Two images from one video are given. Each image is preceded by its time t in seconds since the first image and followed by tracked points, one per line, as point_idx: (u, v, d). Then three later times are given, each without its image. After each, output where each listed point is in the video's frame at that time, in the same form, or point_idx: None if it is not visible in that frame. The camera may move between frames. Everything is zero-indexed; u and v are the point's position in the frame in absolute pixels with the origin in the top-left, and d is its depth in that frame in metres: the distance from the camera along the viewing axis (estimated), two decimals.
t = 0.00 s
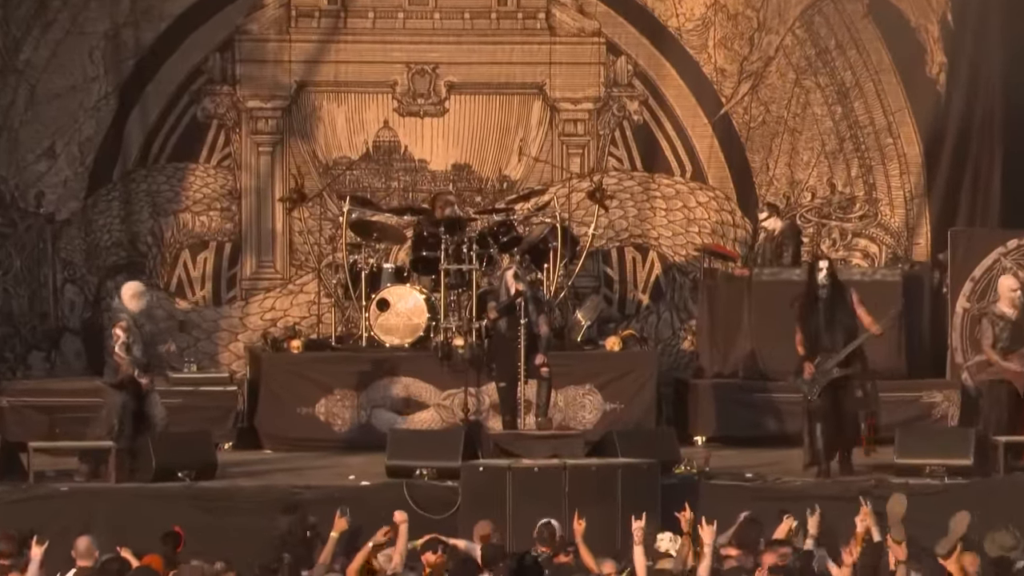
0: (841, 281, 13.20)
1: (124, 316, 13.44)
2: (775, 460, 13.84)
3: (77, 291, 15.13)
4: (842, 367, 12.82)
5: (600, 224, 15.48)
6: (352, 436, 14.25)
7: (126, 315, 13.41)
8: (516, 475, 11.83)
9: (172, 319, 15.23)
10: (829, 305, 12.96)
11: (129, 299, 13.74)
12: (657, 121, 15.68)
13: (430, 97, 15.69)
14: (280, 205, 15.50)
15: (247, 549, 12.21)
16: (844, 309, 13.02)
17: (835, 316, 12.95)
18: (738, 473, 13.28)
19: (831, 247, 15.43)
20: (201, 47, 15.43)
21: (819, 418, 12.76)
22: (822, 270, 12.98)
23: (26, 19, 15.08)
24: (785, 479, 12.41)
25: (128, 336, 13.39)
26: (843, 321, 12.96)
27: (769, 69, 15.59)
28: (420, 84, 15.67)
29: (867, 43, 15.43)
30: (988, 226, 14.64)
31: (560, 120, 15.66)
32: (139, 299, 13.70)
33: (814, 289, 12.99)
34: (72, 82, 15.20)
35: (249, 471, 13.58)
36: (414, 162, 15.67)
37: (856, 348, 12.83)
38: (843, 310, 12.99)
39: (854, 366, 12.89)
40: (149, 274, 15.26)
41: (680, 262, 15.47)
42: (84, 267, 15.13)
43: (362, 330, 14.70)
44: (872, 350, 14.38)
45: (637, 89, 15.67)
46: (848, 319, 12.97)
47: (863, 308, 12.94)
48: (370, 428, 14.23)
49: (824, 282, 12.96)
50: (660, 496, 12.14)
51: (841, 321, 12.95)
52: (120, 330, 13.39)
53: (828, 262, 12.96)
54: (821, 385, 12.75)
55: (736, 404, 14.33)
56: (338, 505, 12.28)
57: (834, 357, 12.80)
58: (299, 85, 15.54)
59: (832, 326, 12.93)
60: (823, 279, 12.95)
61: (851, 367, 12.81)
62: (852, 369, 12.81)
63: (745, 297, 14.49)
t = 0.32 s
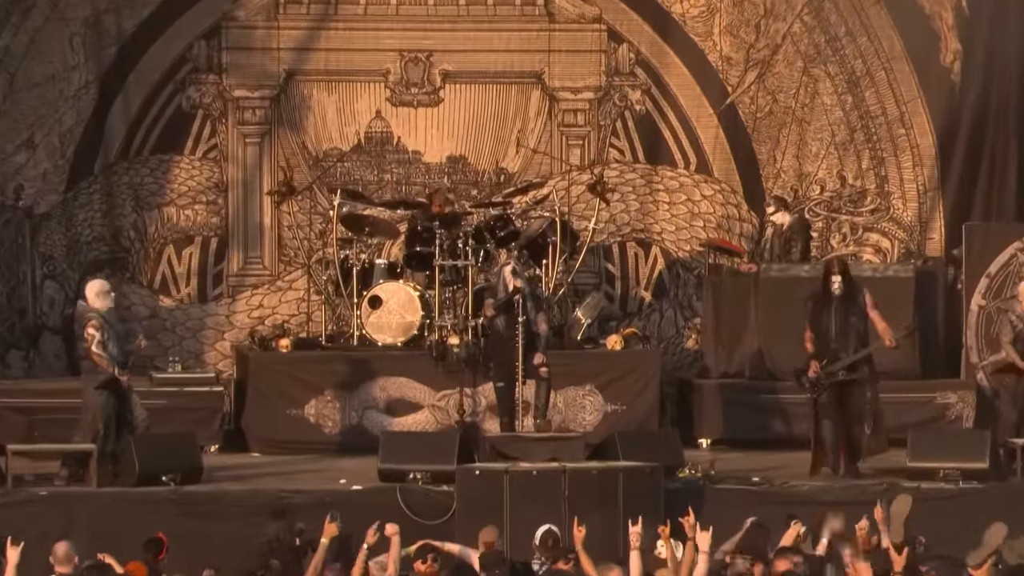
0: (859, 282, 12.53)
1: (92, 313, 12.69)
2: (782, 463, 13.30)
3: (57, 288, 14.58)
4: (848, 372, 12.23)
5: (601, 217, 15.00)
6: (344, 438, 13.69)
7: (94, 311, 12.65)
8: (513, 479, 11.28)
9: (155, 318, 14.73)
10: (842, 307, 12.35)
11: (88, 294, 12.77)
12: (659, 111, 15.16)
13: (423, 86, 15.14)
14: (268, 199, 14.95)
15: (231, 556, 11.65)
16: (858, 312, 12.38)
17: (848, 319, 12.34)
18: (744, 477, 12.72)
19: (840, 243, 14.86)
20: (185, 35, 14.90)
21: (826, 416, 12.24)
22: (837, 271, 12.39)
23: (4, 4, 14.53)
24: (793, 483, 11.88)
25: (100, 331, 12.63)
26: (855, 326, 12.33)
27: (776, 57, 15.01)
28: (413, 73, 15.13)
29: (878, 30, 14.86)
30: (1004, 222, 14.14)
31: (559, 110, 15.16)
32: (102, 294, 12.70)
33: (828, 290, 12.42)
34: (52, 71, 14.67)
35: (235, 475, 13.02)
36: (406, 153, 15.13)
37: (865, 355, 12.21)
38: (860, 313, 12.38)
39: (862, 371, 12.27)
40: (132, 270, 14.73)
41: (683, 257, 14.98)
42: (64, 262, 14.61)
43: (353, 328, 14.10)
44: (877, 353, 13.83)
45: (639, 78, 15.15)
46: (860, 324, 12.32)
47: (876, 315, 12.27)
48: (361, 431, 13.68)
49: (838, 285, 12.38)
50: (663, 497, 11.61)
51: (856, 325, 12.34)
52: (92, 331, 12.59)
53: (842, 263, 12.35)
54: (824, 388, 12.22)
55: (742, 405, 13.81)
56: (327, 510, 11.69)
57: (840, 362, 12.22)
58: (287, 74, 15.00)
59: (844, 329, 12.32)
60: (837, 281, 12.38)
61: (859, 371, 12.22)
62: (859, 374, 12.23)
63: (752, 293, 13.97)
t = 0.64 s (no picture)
0: (867, 276, 12.00)
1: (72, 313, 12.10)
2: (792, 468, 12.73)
3: (37, 285, 14.03)
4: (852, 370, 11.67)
5: (605, 212, 14.47)
6: (336, 441, 13.16)
7: (75, 312, 12.06)
8: (513, 483, 10.73)
9: (139, 316, 14.21)
10: (851, 300, 11.79)
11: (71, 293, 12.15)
12: (664, 101, 14.63)
13: (419, 75, 14.62)
14: (256, 193, 14.44)
15: (218, 566, 11.10)
16: (866, 306, 11.85)
17: (855, 313, 11.80)
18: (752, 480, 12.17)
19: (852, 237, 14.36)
20: (170, 22, 14.35)
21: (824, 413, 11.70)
22: (847, 261, 11.85)
23: None
24: (803, 488, 11.33)
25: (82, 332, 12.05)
26: (861, 322, 11.80)
27: (786, 45, 14.47)
28: (408, 61, 14.61)
29: (892, 17, 14.34)
30: None
31: (560, 100, 14.61)
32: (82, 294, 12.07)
33: (837, 280, 11.84)
34: (32, 59, 14.12)
35: (223, 479, 12.47)
36: (401, 144, 14.61)
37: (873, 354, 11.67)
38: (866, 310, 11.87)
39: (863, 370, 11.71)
40: (115, 267, 14.21)
41: (690, 253, 14.47)
42: (45, 259, 14.05)
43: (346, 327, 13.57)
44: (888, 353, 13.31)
45: (643, 66, 14.61)
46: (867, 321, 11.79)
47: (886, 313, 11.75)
48: (354, 434, 13.16)
49: (847, 275, 11.83)
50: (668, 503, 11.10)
51: (861, 321, 11.80)
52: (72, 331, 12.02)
53: (853, 253, 11.84)
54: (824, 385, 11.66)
55: (750, 407, 13.28)
56: (319, 517, 11.12)
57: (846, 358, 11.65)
58: (277, 63, 14.48)
59: (850, 324, 11.77)
60: (847, 271, 11.83)
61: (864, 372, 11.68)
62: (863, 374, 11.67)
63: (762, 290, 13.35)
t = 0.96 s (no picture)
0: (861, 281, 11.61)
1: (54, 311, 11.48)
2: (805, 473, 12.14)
3: (17, 282, 13.48)
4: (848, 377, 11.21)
5: (609, 206, 13.95)
6: (329, 445, 12.64)
7: (57, 309, 11.44)
8: (513, 488, 10.18)
9: (123, 316, 13.71)
10: (843, 305, 11.42)
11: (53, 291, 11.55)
12: (671, 91, 14.10)
13: (415, 64, 14.10)
14: (245, 186, 13.93)
15: None
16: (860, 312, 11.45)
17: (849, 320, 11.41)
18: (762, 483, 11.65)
19: (865, 233, 13.86)
20: (157, 9, 13.85)
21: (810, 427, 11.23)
22: (837, 266, 11.47)
23: None
24: (815, 495, 10.80)
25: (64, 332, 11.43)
26: (856, 328, 11.40)
27: (796, 33, 13.96)
28: (403, 50, 14.09)
29: (907, 4, 13.83)
30: None
31: (562, 89, 14.09)
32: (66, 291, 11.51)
33: (828, 285, 11.48)
34: (12, 47, 13.58)
35: (210, 484, 11.94)
36: (396, 137, 14.07)
37: (867, 361, 11.19)
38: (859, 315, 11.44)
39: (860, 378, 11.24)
40: (99, 264, 13.71)
41: (696, 249, 13.93)
42: (25, 255, 13.51)
43: (339, 327, 13.06)
44: (910, 353, 12.73)
45: (649, 55, 14.09)
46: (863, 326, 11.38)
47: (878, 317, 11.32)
48: (347, 437, 12.64)
49: (840, 280, 11.47)
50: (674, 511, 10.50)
51: (856, 328, 11.40)
52: (55, 330, 11.39)
53: (843, 258, 11.43)
54: (822, 398, 11.18)
55: (757, 408, 12.81)
56: (311, 526, 10.55)
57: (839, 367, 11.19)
58: (267, 51, 13.99)
59: (844, 331, 11.37)
60: (839, 275, 11.46)
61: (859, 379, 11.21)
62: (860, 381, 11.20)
63: (773, 288, 12.82)
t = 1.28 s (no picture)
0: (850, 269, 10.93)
1: (38, 308, 10.80)
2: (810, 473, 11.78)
3: None
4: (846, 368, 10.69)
5: (614, 199, 13.47)
6: (321, 448, 12.12)
7: (42, 306, 10.80)
8: (513, 492, 9.67)
9: (108, 313, 13.24)
10: (834, 295, 10.78)
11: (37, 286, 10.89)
12: (678, 78, 13.57)
13: (410, 51, 13.59)
14: (233, 177, 13.45)
15: None
16: (852, 300, 10.82)
17: (841, 309, 10.80)
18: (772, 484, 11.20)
19: (880, 226, 13.42)
20: None
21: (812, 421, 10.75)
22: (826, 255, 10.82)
23: None
24: (827, 498, 10.29)
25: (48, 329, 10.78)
26: (850, 315, 10.79)
27: (807, 18, 13.50)
28: (398, 36, 13.58)
29: None
30: None
31: (564, 77, 13.59)
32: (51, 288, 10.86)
33: (816, 276, 10.86)
34: None
35: (196, 488, 11.44)
36: (391, 128, 13.56)
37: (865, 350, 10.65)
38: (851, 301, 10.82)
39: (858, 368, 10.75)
40: (81, 259, 13.23)
41: (703, 244, 13.47)
42: (6, 250, 13.04)
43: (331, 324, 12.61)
44: (925, 350, 12.28)
45: (655, 41, 13.58)
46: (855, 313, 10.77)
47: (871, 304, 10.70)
48: (340, 439, 12.13)
49: (826, 270, 10.82)
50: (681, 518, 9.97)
51: (849, 316, 10.77)
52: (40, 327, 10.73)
53: (832, 247, 10.79)
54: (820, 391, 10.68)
55: (767, 409, 12.30)
56: (302, 531, 10.04)
57: (837, 361, 10.67)
58: (256, 38, 13.48)
59: (839, 320, 10.76)
60: (825, 264, 10.82)
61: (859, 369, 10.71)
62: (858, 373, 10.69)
63: (783, 282, 12.30)
